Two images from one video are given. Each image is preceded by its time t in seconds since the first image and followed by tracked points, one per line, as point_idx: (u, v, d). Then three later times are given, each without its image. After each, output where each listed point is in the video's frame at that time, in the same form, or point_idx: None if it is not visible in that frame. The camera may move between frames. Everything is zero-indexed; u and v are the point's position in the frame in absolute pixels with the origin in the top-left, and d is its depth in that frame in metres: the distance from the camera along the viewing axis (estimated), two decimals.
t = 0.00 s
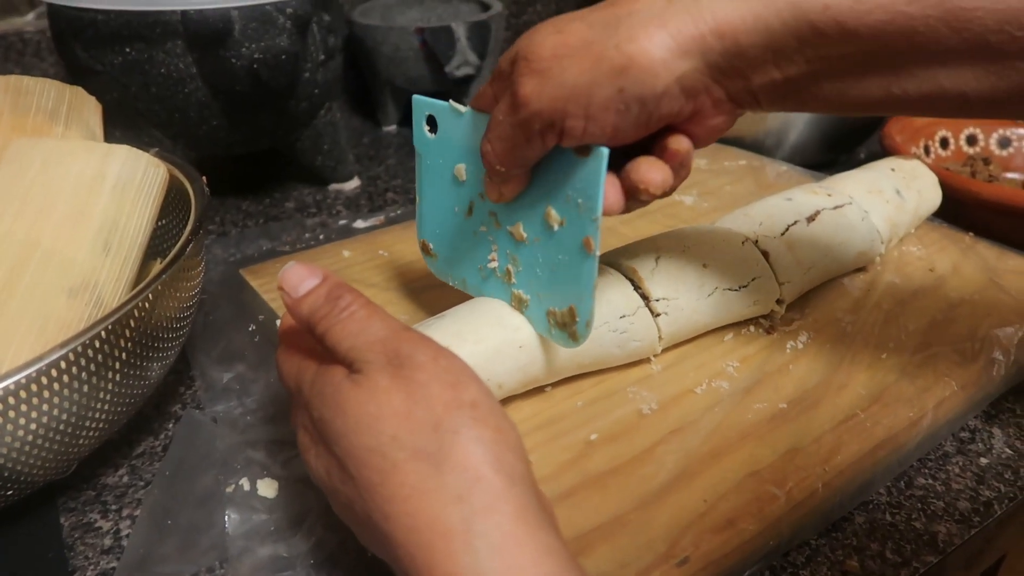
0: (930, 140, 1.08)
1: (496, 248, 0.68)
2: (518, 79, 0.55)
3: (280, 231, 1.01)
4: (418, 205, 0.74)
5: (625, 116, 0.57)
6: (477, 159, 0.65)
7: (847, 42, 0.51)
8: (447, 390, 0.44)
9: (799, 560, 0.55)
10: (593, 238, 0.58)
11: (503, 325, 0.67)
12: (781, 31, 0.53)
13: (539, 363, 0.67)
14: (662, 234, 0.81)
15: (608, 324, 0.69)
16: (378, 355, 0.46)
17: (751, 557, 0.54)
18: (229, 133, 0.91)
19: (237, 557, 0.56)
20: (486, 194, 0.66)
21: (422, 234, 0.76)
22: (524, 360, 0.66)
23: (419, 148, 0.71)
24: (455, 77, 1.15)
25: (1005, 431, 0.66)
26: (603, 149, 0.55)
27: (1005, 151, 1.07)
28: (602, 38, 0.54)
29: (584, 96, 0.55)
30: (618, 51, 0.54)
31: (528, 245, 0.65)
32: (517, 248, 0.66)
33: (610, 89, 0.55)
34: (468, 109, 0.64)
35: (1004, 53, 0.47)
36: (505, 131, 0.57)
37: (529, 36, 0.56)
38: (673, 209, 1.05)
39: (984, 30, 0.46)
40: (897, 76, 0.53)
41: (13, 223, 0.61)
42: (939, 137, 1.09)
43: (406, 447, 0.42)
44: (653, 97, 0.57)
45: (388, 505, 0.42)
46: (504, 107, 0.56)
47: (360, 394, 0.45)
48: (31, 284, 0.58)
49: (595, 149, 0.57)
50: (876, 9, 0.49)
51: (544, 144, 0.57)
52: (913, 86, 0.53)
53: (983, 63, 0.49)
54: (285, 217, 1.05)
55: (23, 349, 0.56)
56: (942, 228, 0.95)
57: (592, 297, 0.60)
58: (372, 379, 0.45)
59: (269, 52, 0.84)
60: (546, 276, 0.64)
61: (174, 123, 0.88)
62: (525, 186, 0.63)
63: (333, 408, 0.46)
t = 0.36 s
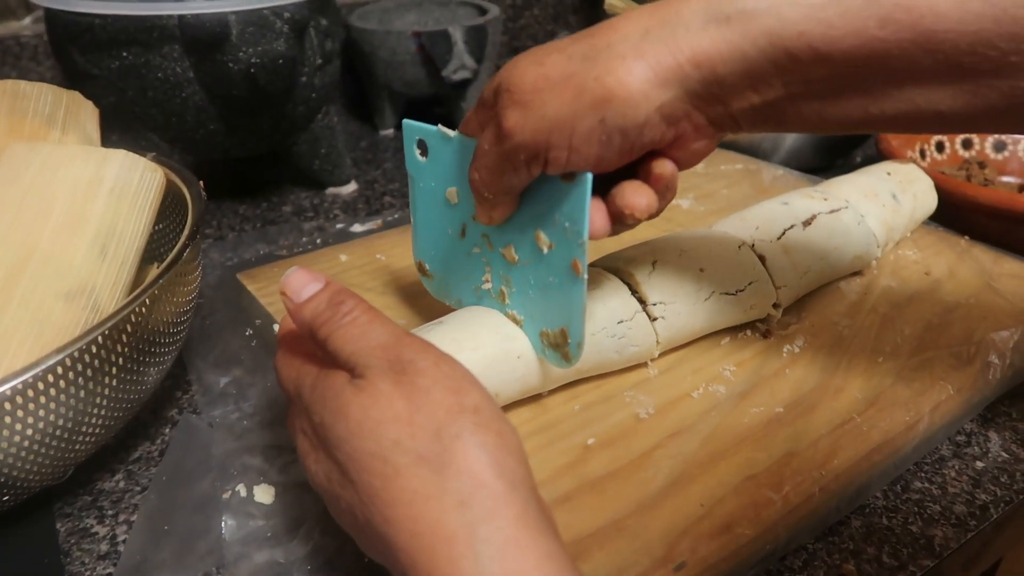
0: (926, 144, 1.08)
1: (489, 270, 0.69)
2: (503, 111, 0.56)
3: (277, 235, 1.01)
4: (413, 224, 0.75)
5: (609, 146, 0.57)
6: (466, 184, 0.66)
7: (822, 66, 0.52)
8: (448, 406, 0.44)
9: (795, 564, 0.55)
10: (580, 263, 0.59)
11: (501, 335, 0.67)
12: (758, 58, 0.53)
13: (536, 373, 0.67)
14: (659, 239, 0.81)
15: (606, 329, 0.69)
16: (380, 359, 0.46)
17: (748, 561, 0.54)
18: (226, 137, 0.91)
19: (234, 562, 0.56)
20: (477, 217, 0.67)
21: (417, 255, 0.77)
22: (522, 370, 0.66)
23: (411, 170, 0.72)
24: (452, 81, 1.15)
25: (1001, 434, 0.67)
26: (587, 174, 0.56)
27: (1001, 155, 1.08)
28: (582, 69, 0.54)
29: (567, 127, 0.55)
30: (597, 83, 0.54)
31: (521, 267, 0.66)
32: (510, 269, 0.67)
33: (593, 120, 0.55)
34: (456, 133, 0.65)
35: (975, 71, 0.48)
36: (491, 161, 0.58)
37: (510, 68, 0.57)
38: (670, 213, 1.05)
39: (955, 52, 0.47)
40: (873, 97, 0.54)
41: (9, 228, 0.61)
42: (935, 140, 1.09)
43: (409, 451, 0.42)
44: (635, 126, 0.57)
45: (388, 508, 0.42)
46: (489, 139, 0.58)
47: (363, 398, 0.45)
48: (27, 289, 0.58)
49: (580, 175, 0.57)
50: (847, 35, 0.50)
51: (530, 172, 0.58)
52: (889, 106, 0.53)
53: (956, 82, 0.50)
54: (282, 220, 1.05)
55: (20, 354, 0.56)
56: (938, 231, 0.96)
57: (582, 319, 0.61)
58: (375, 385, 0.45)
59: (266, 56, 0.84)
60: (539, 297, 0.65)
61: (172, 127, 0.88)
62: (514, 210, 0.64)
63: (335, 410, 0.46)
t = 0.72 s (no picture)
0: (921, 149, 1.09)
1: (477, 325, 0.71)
2: (484, 219, 0.58)
3: (273, 239, 1.01)
4: (398, 268, 0.76)
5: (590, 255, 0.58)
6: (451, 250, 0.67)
7: (781, 161, 0.50)
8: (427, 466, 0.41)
9: (793, 570, 0.55)
10: (567, 345, 0.61)
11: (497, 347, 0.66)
12: (722, 162, 0.52)
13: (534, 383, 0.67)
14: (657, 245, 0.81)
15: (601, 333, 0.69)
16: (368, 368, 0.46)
17: (745, 567, 0.54)
18: (222, 141, 0.91)
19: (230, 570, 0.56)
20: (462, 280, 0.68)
21: (404, 295, 0.79)
22: (519, 381, 0.66)
23: (394, 223, 0.72)
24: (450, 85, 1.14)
25: (997, 440, 0.67)
26: (570, 272, 0.58)
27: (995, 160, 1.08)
28: (556, 181, 0.55)
29: (545, 238, 0.57)
30: (572, 198, 0.55)
31: (508, 330, 0.68)
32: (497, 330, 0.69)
33: (569, 232, 0.56)
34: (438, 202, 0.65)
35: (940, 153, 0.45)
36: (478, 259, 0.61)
37: (495, 168, 0.59)
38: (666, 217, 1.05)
39: (914, 140, 0.45)
40: (840, 182, 0.51)
41: (4, 232, 0.61)
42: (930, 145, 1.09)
43: (395, 462, 0.42)
44: (610, 234, 0.57)
45: (376, 523, 0.42)
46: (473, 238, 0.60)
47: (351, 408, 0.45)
48: (23, 294, 0.58)
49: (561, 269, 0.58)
50: (807, 136, 0.48)
51: (512, 267, 0.60)
52: (856, 188, 0.51)
53: (920, 165, 0.47)
54: (278, 224, 1.05)
55: (14, 360, 0.56)
56: (933, 236, 0.96)
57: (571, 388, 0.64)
58: (360, 393, 0.45)
59: (263, 61, 0.84)
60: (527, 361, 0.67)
61: (167, 131, 0.87)
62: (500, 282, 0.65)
63: (322, 421, 0.46)
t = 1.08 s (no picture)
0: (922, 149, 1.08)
1: (485, 291, 0.70)
2: (511, 142, 0.56)
3: (273, 236, 1.00)
4: (407, 240, 0.76)
5: (616, 176, 0.57)
6: (469, 207, 0.67)
7: (819, 99, 0.51)
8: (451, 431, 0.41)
9: (798, 566, 0.54)
10: (583, 299, 0.60)
11: (493, 329, 0.66)
12: (760, 92, 0.52)
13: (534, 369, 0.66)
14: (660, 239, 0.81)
15: (610, 319, 0.69)
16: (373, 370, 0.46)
17: (751, 563, 0.54)
18: (222, 137, 0.90)
19: (232, 565, 0.55)
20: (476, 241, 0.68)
21: (408, 268, 0.78)
22: (518, 363, 0.65)
23: (410, 186, 0.72)
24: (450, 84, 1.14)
25: (1001, 437, 0.66)
26: (595, 218, 0.57)
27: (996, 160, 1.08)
28: (587, 103, 0.54)
29: (573, 160, 0.55)
30: (603, 117, 0.53)
31: (518, 294, 0.67)
32: (507, 295, 0.68)
33: (599, 152, 0.54)
34: (461, 159, 0.66)
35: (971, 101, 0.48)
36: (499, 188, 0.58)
37: (523, 97, 0.57)
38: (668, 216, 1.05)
39: (952, 84, 0.47)
40: (873, 128, 0.53)
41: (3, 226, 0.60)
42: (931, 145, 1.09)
43: (416, 447, 0.42)
44: (640, 158, 0.56)
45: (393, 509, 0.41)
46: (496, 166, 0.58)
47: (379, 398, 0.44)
48: (22, 287, 0.58)
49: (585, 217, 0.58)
50: (848, 71, 0.49)
51: (536, 202, 0.59)
52: (887, 137, 0.53)
53: (953, 114, 0.49)
54: (278, 222, 1.04)
55: (13, 354, 0.55)
56: (935, 235, 0.96)
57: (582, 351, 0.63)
58: (385, 380, 0.45)
59: (264, 56, 0.83)
60: (536, 325, 0.66)
61: (167, 127, 0.87)
62: (517, 237, 0.64)
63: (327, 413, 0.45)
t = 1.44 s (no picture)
0: (918, 145, 1.08)
1: (471, 183, 0.65)
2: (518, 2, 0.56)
3: (268, 231, 1.00)
4: (388, 137, 0.70)
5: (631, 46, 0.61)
6: (465, 90, 0.64)
7: None
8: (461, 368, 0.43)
9: (791, 559, 0.54)
10: (584, 175, 0.58)
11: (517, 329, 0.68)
12: None
13: (532, 375, 0.66)
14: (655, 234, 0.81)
15: (602, 316, 0.70)
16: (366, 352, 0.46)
17: (744, 556, 0.54)
18: (218, 132, 0.90)
19: (225, 557, 0.55)
20: (468, 127, 0.64)
21: (387, 171, 0.72)
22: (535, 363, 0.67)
23: (398, 81, 0.68)
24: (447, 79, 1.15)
25: (994, 431, 0.67)
26: (602, 86, 0.56)
27: (992, 156, 1.08)
28: None
29: (587, 19, 0.57)
30: None
31: (507, 182, 0.63)
32: (494, 185, 0.64)
33: (616, 15, 0.58)
34: (460, 42, 0.63)
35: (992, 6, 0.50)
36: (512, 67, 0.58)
37: None
38: (664, 212, 1.05)
39: None
40: (890, 32, 0.56)
41: None
42: (927, 141, 1.09)
43: (424, 412, 0.42)
44: (656, 27, 0.61)
45: (395, 479, 0.41)
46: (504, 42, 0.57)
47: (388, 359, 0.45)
48: (16, 282, 0.57)
49: (593, 85, 0.57)
50: None
51: (540, 68, 0.58)
52: (901, 43, 0.56)
53: (976, 24, 0.51)
54: (274, 217, 1.04)
55: (6, 347, 0.55)
56: (931, 230, 0.96)
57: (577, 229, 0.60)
58: (396, 346, 0.45)
59: (259, 50, 0.83)
60: (524, 212, 0.62)
61: (162, 121, 0.87)
62: (513, 117, 0.61)
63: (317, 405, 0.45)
